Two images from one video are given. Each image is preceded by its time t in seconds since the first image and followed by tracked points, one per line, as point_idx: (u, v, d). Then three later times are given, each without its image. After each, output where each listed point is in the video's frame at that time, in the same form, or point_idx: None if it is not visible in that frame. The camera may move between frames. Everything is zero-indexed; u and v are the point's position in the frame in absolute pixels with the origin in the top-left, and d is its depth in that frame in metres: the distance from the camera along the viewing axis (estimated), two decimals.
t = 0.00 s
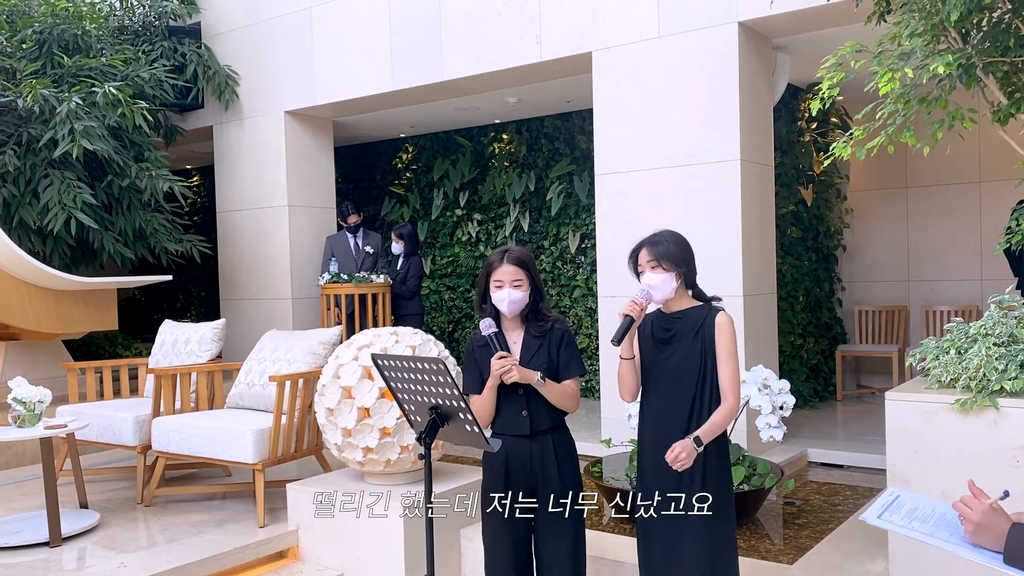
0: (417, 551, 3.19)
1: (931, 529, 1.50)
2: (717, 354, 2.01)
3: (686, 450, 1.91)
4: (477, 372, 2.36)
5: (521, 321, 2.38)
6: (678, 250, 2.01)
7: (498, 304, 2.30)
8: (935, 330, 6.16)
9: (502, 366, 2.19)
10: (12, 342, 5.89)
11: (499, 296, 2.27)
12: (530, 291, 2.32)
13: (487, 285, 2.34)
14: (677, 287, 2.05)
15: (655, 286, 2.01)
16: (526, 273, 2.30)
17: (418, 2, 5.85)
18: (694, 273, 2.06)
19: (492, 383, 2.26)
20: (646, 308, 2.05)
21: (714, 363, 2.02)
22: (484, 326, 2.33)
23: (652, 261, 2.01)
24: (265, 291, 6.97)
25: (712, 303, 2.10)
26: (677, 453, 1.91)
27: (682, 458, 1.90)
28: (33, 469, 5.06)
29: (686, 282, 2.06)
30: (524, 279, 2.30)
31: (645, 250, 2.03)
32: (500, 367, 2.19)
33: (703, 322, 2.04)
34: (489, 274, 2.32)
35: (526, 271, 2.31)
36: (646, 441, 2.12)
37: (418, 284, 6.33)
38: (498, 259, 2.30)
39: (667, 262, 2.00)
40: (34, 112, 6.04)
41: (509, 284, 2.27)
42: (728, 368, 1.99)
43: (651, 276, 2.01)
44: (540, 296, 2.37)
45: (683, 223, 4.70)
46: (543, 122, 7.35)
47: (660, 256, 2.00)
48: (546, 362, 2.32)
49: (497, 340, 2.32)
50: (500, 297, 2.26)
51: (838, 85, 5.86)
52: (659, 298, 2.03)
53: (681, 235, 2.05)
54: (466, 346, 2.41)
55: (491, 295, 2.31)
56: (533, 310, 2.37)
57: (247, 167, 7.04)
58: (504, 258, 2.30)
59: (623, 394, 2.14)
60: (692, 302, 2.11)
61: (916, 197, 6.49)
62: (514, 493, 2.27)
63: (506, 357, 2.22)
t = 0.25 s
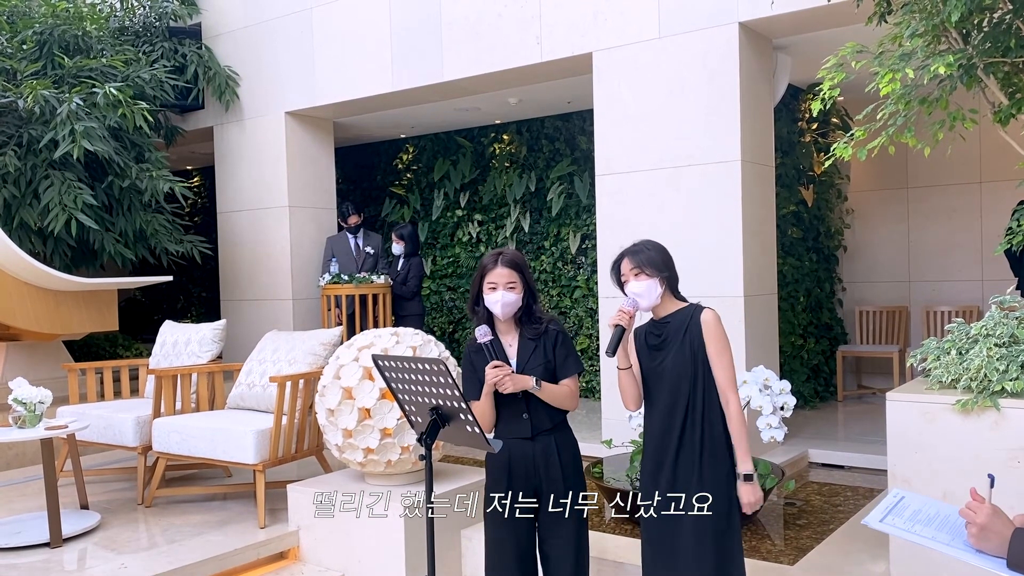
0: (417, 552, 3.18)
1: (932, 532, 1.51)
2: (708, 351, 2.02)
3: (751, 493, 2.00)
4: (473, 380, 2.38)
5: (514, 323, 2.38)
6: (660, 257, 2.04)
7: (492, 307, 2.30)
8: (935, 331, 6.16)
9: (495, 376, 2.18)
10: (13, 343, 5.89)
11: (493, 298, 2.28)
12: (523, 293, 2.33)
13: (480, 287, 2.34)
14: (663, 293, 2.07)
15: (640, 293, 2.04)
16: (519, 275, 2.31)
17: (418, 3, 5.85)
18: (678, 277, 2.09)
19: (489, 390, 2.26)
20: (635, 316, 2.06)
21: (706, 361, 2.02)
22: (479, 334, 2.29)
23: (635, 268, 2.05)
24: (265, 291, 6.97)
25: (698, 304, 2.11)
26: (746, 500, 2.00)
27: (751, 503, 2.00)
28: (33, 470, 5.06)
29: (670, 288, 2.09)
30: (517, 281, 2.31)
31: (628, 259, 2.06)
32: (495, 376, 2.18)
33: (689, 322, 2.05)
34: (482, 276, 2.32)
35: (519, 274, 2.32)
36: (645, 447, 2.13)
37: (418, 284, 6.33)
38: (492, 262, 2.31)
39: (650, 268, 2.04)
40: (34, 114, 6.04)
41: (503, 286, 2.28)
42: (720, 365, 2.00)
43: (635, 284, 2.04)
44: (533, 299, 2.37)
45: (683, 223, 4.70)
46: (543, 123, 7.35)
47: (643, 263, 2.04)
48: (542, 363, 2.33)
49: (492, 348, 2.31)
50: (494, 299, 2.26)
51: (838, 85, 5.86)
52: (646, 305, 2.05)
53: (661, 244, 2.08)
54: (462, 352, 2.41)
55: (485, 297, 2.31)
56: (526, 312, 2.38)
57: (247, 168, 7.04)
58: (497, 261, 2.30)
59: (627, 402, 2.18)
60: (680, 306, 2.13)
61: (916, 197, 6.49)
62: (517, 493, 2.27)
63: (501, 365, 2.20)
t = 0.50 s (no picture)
0: (418, 552, 3.18)
1: (934, 534, 1.50)
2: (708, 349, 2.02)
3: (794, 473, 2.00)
4: (475, 383, 2.37)
5: (514, 323, 2.38)
6: (657, 256, 2.05)
7: (491, 307, 2.29)
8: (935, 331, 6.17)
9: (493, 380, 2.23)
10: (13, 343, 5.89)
11: (492, 298, 2.27)
12: (522, 292, 2.33)
13: (479, 286, 2.34)
14: (659, 292, 2.09)
15: (637, 292, 2.05)
16: (518, 274, 2.31)
17: (418, 3, 5.85)
18: (673, 276, 2.11)
19: (489, 393, 2.26)
20: (630, 316, 2.06)
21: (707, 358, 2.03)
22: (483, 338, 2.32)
23: (631, 267, 2.06)
24: (265, 292, 6.97)
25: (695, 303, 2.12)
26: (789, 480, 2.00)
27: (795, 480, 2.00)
28: (33, 470, 5.06)
29: (668, 288, 2.11)
30: (516, 280, 2.31)
31: (624, 258, 2.07)
32: (495, 379, 2.22)
33: (687, 319, 2.05)
34: (481, 275, 2.32)
35: (518, 273, 2.32)
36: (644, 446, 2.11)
37: (418, 285, 6.32)
38: (490, 261, 2.31)
39: (647, 267, 2.05)
40: (34, 114, 6.04)
41: (502, 285, 2.28)
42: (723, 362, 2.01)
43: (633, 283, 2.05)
44: (533, 298, 2.37)
45: (684, 223, 4.69)
46: (543, 123, 7.35)
47: (639, 262, 2.05)
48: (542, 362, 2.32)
49: (497, 351, 2.31)
50: (492, 299, 2.26)
51: (838, 86, 5.86)
52: (642, 304, 2.06)
53: (658, 243, 2.10)
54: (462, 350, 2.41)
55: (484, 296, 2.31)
56: (526, 311, 2.38)
57: (248, 168, 7.04)
58: (495, 260, 2.30)
59: (623, 403, 2.17)
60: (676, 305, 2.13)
61: (916, 197, 6.49)
62: (517, 493, 2.26)
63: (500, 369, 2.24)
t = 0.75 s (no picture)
0: (418, 553, 3.18)
1: (936, 539, 1.50)
2: (714, 351, 2.02)
3: (734, 486, 1.95)
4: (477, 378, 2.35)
5: (522, 321, 2.37)
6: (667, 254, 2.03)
7: (501, 303, 2.28)
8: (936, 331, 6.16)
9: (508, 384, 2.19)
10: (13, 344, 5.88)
11: (502, 294, 2.26)
12: (532, 291, 2.32)
13: (489, 283, 2.33)
14: (668, 291, 2.06)
15: (645, 290, 2.02)
16: (529, 272, 2.30)
17: (418, 3, 5.85)
18: (683, 276, 2.08)
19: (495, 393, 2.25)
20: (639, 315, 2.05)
21: (712, 361, 2.02)
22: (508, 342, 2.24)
23: (641, 265, 2.03)
24: (265, 292, 6.96)
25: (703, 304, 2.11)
26: (728, 493, 1.95)
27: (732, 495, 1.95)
28: (33, 471, 5.05)
29: (676, 286, 2.08)
30: (527, 279, 2.30)
31: (635, 255, 2.04)
32: (508, 386, 2.19)
33: (695, 320, 2.04)
34: (493, 272, 2.32)
35: (529, 271, 2.31)
36: (647, 444, 2.12)
37: (418, 285, 6.32)
38: (502, 258, 2.30)
39: (657, 266, 2.02)
40: (34, 114, 6.04)
41: (513, 283, 2.27)
42: (728, 365, 2.00)
43: (641, 280, 2.03)
44: (542, 297, 2.37)
45: (684, 223, 4.69)
46: (543, 123, 7.35)
47: (650, 260, 2.02)
48: (548, 363, 2.32)
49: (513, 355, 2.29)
50: (503, 295, 2.25)
51: (838, 86, 5.86)
52: (650, 303, 2.04)
53: (668, 241, 2.07)
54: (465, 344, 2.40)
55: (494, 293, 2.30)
56: (534, 310, 2.37)
57: (248, 168, 7.03)
58: (507, 257, 2.30)
59: (627, 401, 2.16)
60: (683, 304, 2.11)
61: (916, 197, 6.49)
62: (516, 493, 2.26)
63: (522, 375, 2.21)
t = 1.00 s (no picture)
0: (418, 553, 3.18)
1: (937, 540, 1.49)
2: (722, 354, 2.01)
3: (711, 466, 1.90)
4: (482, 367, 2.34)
5: (537, 320, 2.36)
6: (684, 251, 2.00)
7: (514, 301, 2.28)
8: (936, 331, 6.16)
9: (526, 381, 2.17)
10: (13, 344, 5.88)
11: (514, 292, 2.26)
12: (546, 290, 2.31)
13: (504, 281, 2.33)
14: (683, 289, 2.04)
15: (661, 286, 2.01)
16: (542, 271, 2.29)
17: (418, 3, 5.84)
18: (699, 274, 2.06)
19: (505, 386, 2.23)
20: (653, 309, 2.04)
21: (719, 363, 2.02)
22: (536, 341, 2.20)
23: (658, 261, 2.01)
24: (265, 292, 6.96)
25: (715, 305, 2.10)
26: (704, 473, 1.91)
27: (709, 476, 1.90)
28: (33, 471, 5.05)
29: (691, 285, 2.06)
30: (541, 277, 2.29)
31: (652, 249, 2.02)
32: (525, 384, 2.16)
33: (707, 321, 2.03)
34: (507, 271, 2.31)
35: (542, 269, 2.30)
36: (647, 440, 2.12)
37: (418, 285, 6.32)
38: (516, 257, 2.30)
39: (674, 262, 2.00)
40: (34, 114, 6.04)
41: (526, 281, 2.26)
42: (734, 368, 1.99)
43: (657, 276, 2.01)
44: (556, 296, 2.35)
45: (684, 223, 4.69)
46: (543, 123, 7.34)
47: (667, 256, 2.00)
48: (559, 364, 2.31)
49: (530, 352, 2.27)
50: (515, 294, 2.25)
51: (838, 85, 5.86)
52: (664, 299, 2.03)
53: (686, 236, 2.04)
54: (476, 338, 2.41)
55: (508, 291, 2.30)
56: (549, 310, 2.36)
57: (248, 168, 7.03)
58: (521, 255, 2.30)
59: (627, 392, 2.13)
60: (696, 303, 2.10)
61: (916, 197, 6.49)
62: (515, 493, 2.26)
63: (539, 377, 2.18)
